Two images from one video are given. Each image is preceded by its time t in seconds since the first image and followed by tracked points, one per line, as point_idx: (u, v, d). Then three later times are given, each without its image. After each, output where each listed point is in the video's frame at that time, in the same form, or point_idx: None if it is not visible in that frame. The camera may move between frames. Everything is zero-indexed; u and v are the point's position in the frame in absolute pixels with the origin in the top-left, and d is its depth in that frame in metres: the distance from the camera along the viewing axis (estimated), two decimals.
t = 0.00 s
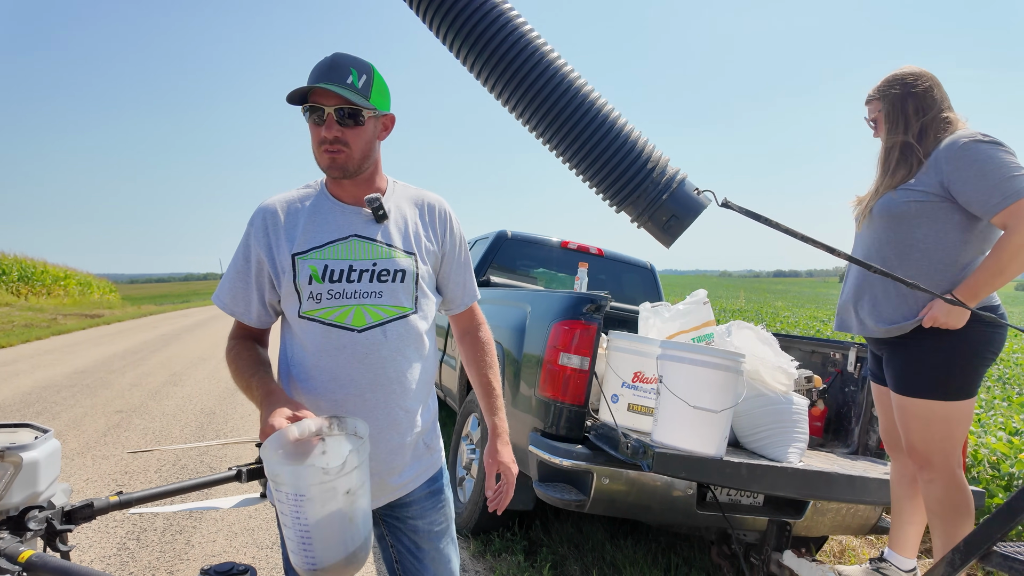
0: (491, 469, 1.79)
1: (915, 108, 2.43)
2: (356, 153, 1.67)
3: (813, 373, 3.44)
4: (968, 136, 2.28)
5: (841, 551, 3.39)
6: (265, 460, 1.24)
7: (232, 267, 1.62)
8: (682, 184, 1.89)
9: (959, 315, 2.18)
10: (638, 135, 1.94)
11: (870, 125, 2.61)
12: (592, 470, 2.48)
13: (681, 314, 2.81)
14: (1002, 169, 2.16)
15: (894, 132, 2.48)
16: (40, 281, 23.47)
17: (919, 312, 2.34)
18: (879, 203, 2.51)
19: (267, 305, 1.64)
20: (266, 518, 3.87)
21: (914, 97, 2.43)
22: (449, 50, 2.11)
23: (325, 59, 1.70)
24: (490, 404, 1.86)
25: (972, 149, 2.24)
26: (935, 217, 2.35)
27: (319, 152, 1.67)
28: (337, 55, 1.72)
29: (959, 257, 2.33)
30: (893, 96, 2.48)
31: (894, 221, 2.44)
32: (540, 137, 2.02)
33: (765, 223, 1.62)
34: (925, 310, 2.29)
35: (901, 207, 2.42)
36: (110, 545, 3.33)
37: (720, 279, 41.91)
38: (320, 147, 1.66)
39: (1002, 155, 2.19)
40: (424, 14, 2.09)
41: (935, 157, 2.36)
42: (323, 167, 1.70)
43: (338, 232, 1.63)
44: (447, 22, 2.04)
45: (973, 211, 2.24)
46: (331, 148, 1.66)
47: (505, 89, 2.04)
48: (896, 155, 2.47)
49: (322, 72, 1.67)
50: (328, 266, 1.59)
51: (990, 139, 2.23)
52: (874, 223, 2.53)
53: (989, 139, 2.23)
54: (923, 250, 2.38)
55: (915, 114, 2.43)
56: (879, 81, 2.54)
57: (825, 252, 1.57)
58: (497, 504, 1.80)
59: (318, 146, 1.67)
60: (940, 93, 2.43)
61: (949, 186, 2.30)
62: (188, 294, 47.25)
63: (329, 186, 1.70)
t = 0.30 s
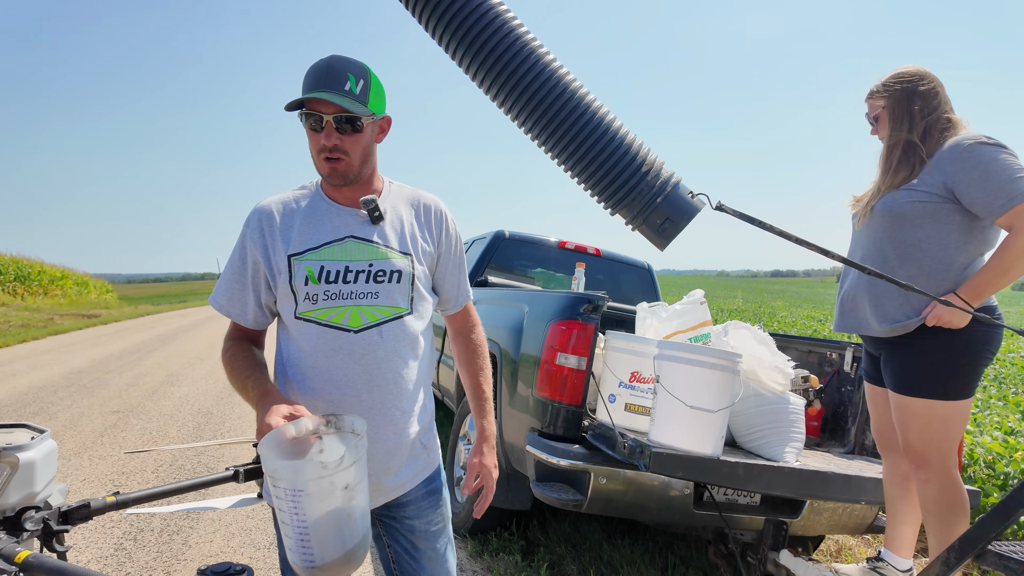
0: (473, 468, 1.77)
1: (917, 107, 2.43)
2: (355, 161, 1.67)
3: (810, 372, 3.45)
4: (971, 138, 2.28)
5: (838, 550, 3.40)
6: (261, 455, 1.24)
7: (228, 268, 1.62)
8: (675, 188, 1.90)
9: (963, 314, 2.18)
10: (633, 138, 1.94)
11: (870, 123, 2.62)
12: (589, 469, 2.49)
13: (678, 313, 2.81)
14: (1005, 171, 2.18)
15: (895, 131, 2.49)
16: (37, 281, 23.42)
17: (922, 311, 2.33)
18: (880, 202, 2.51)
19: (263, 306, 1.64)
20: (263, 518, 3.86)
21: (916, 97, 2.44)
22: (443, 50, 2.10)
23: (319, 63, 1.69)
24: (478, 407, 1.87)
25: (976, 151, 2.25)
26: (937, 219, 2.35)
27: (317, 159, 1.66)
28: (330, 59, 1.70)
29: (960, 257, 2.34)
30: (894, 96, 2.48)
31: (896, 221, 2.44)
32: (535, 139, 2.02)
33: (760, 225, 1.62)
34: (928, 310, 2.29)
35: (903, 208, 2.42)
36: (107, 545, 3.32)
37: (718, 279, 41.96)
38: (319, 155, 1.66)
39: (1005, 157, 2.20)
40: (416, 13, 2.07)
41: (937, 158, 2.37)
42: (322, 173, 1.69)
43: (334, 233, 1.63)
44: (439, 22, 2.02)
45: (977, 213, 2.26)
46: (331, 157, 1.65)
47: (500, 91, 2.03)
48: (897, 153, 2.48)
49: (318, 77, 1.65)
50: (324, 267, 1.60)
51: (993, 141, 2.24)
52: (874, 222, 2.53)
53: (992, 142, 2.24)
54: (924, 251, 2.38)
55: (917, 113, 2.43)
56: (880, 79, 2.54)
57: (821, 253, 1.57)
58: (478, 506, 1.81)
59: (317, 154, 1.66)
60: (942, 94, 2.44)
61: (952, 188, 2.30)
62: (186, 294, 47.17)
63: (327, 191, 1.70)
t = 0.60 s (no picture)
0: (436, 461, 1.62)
1: (933, 101, 2.40)
2: (360, 171, 1.64)
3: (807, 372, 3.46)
4: (980, 139, 2.29)
5: (836, 549, 3.41)
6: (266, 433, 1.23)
7: (225, 271, 1.61)
8: (673, 185, 1.89)
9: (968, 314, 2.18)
10: (630, 136, 1.92)
11: (872, 113, 2.57)
12: (587, 468, 2.49)
13: (676, 313, 2.82)
14: (1014, 174, 2.19)
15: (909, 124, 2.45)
16: (35, 281, 23.39)
17: (926, 310, 2.32)
18: (886, 199, 2.50)
19: (263, 308, 1.65)
20: (261, 518, 3.86)
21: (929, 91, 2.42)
22: (437, 47, 2.07)
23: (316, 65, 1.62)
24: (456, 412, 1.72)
25: (986, 153, 2.25)
26: (944, 218, 2.35)
27: (320, 170, 1.62)
28: (327, 62, 1.63)
29: (963, 257, 2.35)
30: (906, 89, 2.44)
31: (902, 218, 2.43)
32: (531, 136, 2.01)
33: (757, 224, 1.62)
34: (933, 309, 2.28)
35: (910, 206, 2.41)
36: (105, 546, 3.32)
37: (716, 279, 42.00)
38: (323, 167, 1.62)
39: (1013, 158, 2.21)
40: (411, 11, 2.05)
41: (945, 156, 2.37)
42: (324, 183, 1.66)
43: (332, 237, 1.64)
44: (433, 19, 2.00)
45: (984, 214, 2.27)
46: (335, 169, 1.62)
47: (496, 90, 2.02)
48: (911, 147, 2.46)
49: (317, 85, 1.57)
50: (323, 271, 1.60)
51: (1002, 143, 2.25)
52: (878, 220, 2.52)
53: (1000, 144, 2.25)
54: (928, 249, 2.38)
55: (934, 106, 2.40)
56: (889, 69, 2.48)
57: (817, 251, 1.56)
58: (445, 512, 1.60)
59: (320, 167, 1.62)
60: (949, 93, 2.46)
61: (960, 188, 2.30)
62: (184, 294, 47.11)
63: (328, 197, 1.68)
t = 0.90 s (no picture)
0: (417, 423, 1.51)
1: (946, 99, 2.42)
2: (357, 174, 1.63)
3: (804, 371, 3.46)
4: (980, 138, 2.30)
5: (833, 548, 3.41)
6: (280, 459, 1.24)
7: (222, 274, 1.60)
8: (669, 185, 1.79)
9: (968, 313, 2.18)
10: (626, 135, 1.84)
11: (883, 99, 2.53)
12: (585, 467, 2.49)
13: (674, 312, 2.81)
14: (1014, 174, 2.20)
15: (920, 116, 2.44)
16: (32, 281, 23.35)
17: (926, 308, 2.33)
18: (886, 195, 2.49)
19: (262, 311, 1.65)
20: (259, 517, 3.86)
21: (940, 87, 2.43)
22: (429, 40, 1.99)
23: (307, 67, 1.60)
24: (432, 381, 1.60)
25: (987, 152, 2.26)
26: (943, 216, 2.35)
27: (317, 176, 1.61)
28: (313, 63, 1.60)
29: (961, 256, 2.35)
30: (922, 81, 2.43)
31: (901, 214, 2.43)
32: (525, 132, 1.92)
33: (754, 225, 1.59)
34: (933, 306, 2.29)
35: (909, 202, 2.41)
36: (102, 545, 3.31)
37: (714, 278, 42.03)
38: (318, 173, 1.60)
39: (1012, 159, 2.22)
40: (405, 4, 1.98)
41: (947, 152, 2.36)
42: (321, 188, 1.65)
43: (328, 239, 1.64)
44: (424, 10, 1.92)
45: (984, 213, 2.27)
46: (332, 174, 1.60)
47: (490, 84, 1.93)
48: (920, 139, 2.44)
49: (309, 92, 1.56)
50: (321, 274, 1.60)
51: (1000, 143, 2.27)
52: (877, 215, 2.52)
53: (1000, 144, 2.26)
54: (927, 247, 2.39)
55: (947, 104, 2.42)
56: (904, 59, 2.47)
57: (815, 251, 1.54)
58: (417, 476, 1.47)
59: (317, 173, 1.60)
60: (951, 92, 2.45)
61: (961, 186, 2.31)
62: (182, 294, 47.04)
63: (324, 201, 1.68)
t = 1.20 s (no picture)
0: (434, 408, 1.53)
1: (940, 99, 2.43)
2: (344, 172, 1.62)
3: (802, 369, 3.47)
4: (972, 138, 2.31)
5: (831, 546, 3.42)
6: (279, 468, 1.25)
7: (218, 278, 1.61)
8: (665, 184, 1.80)
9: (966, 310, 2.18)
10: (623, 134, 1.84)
11: (875, 94, 2.53)
12: (582, 465, 2.49)
13: (671, 310, 2.82)
14: (1006, 173, 2.21)
15: (913, 113, 2.45)
16: (30, 280, 23.28)
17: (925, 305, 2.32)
18: (882, 195, 2.49)
19: (259, 313, 1.65)
20: (257, 516, 3.85)
21: (935, 85, 2.44)
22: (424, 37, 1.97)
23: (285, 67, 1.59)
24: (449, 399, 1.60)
25: (978, 151, 2.27)
26: (939, 215, 2.36)
27: (304, 177, 1.61)
28: (290, 62, 1.59)
29: (957, 253, 2.35)
30: (916, 79, 2.44)
31: (896, 213, 2.43)
32: (521, 131, 1.91)
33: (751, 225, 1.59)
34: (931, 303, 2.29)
35: (906, 202, 2.40)
36: (99, 544, 3.30)
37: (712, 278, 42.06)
38: (305, 174, 1.60)
39: (1005, 158, 2.23)
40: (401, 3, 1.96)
41: (942, 150, 2.37)
42: (310, 188, 1.65)
43: (322, 238, 1.63)
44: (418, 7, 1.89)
45: (978, 211, 2.28)
46: (318, 174, 1.60)
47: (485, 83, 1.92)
48: (913, 138, 2.45)
49: (288, 92, 1.55)
50: (316, 273, 1.60)
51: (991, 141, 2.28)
52: (872, 215, 2.52)
53: (992, 142, 2.27)
54: (923, 245, 2.39)
55: (940, 104, 2.43)
56: (902, 54, 2.48)
57: (812, 249, 1.54)
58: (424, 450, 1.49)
59: (303, 174, 1.60)
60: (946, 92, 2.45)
61: (954, 183, 2.31)
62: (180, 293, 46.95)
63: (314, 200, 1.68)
